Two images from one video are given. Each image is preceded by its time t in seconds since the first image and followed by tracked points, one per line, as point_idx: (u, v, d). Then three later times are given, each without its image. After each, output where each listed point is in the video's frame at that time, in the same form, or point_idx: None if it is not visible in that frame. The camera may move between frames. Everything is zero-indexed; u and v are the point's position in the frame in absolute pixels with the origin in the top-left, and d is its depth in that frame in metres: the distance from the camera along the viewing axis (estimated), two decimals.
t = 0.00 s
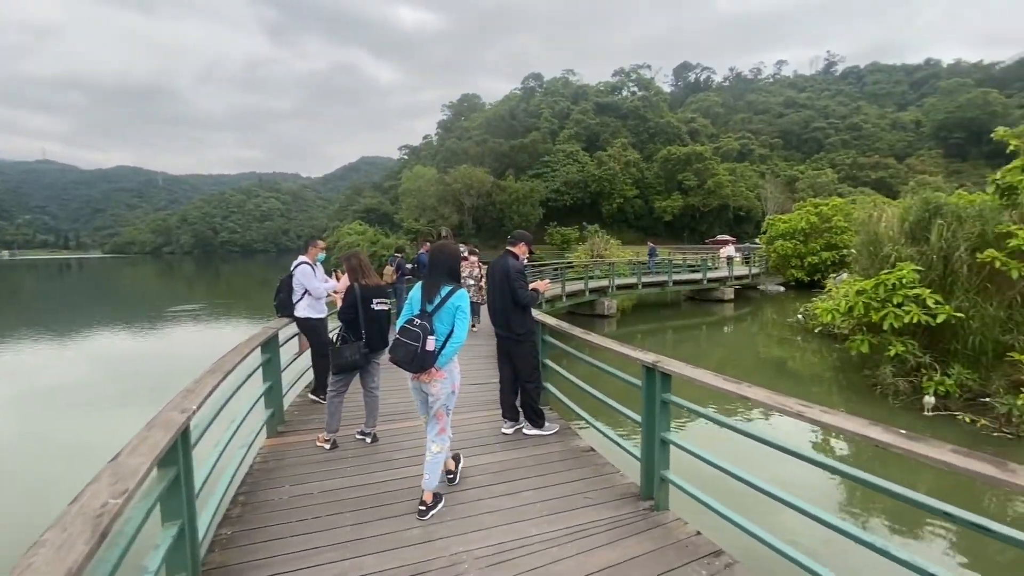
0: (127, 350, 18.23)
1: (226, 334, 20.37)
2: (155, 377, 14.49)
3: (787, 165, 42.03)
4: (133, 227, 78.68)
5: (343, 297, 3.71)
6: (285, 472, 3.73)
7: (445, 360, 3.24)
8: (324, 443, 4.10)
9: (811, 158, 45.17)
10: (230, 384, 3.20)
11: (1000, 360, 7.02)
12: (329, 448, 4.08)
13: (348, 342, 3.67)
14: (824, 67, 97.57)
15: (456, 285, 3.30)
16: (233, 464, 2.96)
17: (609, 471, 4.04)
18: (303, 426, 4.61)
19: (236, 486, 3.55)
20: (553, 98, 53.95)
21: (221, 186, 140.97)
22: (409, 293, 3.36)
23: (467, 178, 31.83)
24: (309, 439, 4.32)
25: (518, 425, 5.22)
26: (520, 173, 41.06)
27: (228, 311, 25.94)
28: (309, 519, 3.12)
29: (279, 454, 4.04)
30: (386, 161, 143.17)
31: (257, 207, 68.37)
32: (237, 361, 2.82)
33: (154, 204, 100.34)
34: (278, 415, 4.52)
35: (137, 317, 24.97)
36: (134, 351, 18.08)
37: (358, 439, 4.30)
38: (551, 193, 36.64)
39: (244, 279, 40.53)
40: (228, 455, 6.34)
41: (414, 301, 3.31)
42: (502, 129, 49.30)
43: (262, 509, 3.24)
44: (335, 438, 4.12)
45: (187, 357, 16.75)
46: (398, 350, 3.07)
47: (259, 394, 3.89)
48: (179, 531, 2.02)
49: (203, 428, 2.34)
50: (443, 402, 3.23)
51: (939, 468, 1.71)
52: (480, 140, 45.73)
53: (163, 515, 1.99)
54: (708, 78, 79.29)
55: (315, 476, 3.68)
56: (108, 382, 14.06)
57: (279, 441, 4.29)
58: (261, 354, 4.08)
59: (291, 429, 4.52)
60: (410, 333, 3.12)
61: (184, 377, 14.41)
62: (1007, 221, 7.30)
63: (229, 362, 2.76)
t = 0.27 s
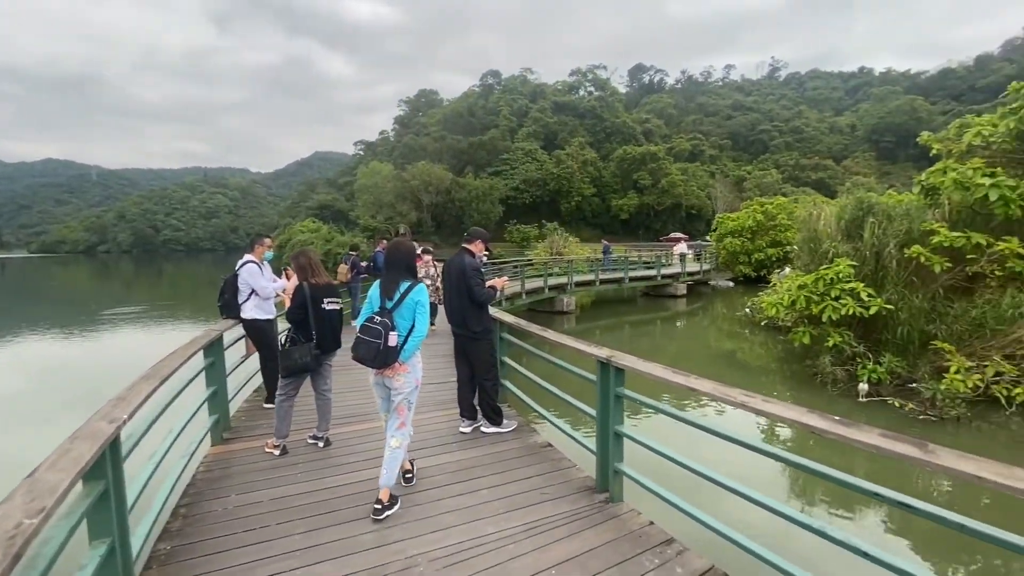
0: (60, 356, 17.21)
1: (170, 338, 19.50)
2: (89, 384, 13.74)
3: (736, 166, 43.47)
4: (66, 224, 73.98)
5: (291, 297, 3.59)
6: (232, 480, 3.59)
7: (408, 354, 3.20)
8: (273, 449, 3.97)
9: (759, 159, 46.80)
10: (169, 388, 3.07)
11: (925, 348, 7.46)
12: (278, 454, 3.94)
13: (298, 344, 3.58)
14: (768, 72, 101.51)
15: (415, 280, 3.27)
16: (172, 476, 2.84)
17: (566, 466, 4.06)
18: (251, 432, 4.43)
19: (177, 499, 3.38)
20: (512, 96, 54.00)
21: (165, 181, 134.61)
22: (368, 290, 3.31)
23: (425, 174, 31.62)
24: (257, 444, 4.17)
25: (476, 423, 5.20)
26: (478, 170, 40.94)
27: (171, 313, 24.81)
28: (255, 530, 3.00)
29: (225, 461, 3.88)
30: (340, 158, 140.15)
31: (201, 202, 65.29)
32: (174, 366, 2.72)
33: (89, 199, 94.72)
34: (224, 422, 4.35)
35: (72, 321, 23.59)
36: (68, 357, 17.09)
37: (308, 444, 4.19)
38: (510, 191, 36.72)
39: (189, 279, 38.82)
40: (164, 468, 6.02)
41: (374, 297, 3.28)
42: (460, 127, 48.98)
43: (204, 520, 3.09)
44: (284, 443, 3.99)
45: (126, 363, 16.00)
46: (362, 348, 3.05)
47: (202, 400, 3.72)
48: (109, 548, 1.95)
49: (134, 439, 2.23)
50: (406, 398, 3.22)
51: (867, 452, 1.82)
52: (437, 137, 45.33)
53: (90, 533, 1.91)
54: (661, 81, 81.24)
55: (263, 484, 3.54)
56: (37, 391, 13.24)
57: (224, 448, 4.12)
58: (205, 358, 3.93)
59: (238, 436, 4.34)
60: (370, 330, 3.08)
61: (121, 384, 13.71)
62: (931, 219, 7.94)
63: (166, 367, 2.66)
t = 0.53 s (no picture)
0: None
1: (107, 342, 18.47)
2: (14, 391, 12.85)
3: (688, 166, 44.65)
4: None
5: (237, 299, 3.45)
6: (174, 491, 3.44)
7: (367, 351, 3.14)
8: (219, 458, 3.82)
9: (711, 159, 48.22)
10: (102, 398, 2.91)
11: (860, 338, 7.85)
12: (224, 462, 3.81)
13: (244, 347, 3.46)
14: (717, 76, 104.94)
15: (371, 278, 3.22)
16: (105, 490, 2.70)
17: (523, 464, 4.08)
18: (193, 440, 4.25)
19: (111, 514, 3.20)
20: (470, 92, 53.77)
21: (101, 174, 127.31)
22: (322, 289, 3.24)
23: (381, 170, 31.20)
24: (200, 453, 4.00)
25: (433, 424, 5.14)
26: (436, 167, 40.60)
27: (109, 316, 23.51)
28: (197, 542, 2.88)
29: (165, 473, 3.70)
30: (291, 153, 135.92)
31: (141, 197, 61.99)
32: (103, 375, 2.58)
33: (16, 194, 88.54)
34: (165, 431, 4.15)
35: None
36: None
37: (257, 450, 4.06)
38: (469, 188, 36.69)
39: (128, 280, 36.83)
40: (92, 485, 5.63)
41: (329, 296, 3.21)
42: (417, 123, 48.40)
43: (142, 535, 2.94)
44: (230, 451, 3.85)
45: (56, 368, 15.04)
46: (320, 345, 3.00)
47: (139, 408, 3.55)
48: (32, 570, 1.83)
49: (58, 452, 2.09)
50: (371, 393, 3.18)
51: (803, 439, 1.92)
52: (393, 132, 44.62)
53: (9, 556, 1.79)
54: (616, 82, 82.71)
55: (207, 494, 3.41)
56: None
57: (165, 458, 3.93)
58: (142, 364, 3.74)
59: (180, 445, 4.16)
60: (329, 328, 3.02)
61: (50, 390, 12.89)
62: (864, 217, 8.67)
63: (96, 376, 2.52)
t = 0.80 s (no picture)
0: None
1: (37, 347, 17.34)
2: None
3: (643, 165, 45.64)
4: None
5: (176, 300, 3.25)
6: (108, 506, 3.25)
7: (326, 346, 3.13)
8: (159, 468, 3.64)
9: (665, 159, 49.46)
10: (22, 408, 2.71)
11: (802, 330, 8.21)
12: (165, 473, 3.62)
13: (184, 350, 3.26)
14: (670, 79, 107.62)
15: (325, 274, 3.16)
16: (29, 509, 2.52)
17: (479, 462, 4.07)
18: (129, 451, 4.03)
19: (37, 533, 2.99)
20: (427, 88, 53.37)
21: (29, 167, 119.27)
22: (275, 285, 3.15)
23: (336, 166, 30.56)
24: (138, 465, 3.80)
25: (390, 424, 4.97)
26: (393, 163, 40.12)
27: (39, 319, 22.08)
28: (135, 559, 2.73)
29: (98, 486, 3.48)
30: (240, 148, 131.11)
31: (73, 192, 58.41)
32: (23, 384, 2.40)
33: None
34: (98, 442, 3.92)
35: None
36: None
37: (201, 458, 3.90)
38: (427, 185, 36.47)
39: (61, 281, 34.65)
40: (13, 502, 5.23)
41: (282, 294, 3.13)
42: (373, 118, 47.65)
43: (72, 555, 2.76)
44: (171, 461, 3.67)
45: None
46: (279, 342, 2.92)
47: (68, 419, 3.33)
48: None
49: None
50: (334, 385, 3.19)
51: (747, 428, 1.99)
52: (348, 128, 43.75)
53: None
54: (574, 82, 83.60)
55: (146, 508, 3.24)
56: None
57: (97, 471, 3.70)
58: (69, 371, 3.47)
59: (114, 456, 3.93)
60: (286, 324, 2.95)
61: None
62: (805, 215, 9.08)
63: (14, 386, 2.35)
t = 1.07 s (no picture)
0: None
1: None
2: None
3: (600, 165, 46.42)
4: None
5: (110, 301, 2.94)
6: (36, 524, 2.95)
7: (295, 344, 3.12)
8: (96, 481, 3.34)
9: (621, 159, 50.48)
10: None
11: (751, 324, 8.56)
12: (102, 485, 3.33)
13: (120, 355, 2.95)
14: (625, 81, 109.79)
15: (286, 271, 3.12)
16: None
17: (442, 459, 3.94)
18: (59, 465, 3.73)
19: None
20: (384, 83, 52.76)
21: None
22: (234, 283, 3.06)
23: (288, 162, 29.70)
24: (71, 480, 3.50)
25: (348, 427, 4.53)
26: (349, 159, 39.46)
27: None
28: None
29: (24, 505, 3.17)
30: (182, 143, 125.46)
31: None
32: None
33: None
34: (24, 455, 3.62)
35: None
36: None
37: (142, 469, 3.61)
38: (385, 182, 36.09)
39: None
40: None
41: (242, 293, 3.05)
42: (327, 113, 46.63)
43: None
44: (109, 473, 3.38)
45: None
46: (250, 344, 2.88)
47: None
48: None
49: None
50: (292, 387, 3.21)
51: (702, 418, 2.09)
52: (300, 123, 42.61)
53: None
54: (531, 81, 84.14)
55: (79, 525, 2.95)
56: None
57: (24, 488, 3.38)
58: None
59: (43, 471, 3.63)
60: (256, 324, 2.90)
61: None
62: (753, 214, 9.43)
63: None
